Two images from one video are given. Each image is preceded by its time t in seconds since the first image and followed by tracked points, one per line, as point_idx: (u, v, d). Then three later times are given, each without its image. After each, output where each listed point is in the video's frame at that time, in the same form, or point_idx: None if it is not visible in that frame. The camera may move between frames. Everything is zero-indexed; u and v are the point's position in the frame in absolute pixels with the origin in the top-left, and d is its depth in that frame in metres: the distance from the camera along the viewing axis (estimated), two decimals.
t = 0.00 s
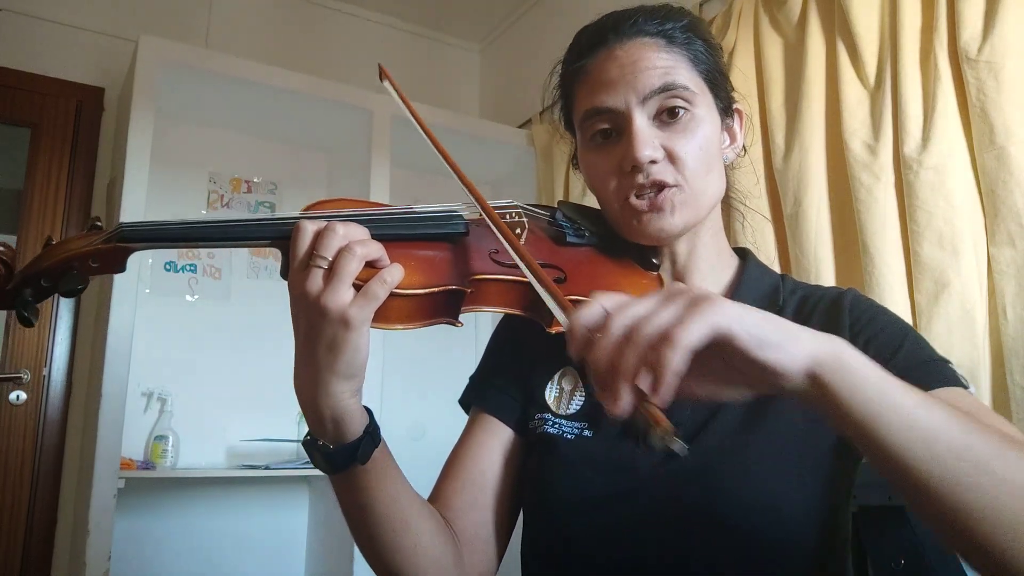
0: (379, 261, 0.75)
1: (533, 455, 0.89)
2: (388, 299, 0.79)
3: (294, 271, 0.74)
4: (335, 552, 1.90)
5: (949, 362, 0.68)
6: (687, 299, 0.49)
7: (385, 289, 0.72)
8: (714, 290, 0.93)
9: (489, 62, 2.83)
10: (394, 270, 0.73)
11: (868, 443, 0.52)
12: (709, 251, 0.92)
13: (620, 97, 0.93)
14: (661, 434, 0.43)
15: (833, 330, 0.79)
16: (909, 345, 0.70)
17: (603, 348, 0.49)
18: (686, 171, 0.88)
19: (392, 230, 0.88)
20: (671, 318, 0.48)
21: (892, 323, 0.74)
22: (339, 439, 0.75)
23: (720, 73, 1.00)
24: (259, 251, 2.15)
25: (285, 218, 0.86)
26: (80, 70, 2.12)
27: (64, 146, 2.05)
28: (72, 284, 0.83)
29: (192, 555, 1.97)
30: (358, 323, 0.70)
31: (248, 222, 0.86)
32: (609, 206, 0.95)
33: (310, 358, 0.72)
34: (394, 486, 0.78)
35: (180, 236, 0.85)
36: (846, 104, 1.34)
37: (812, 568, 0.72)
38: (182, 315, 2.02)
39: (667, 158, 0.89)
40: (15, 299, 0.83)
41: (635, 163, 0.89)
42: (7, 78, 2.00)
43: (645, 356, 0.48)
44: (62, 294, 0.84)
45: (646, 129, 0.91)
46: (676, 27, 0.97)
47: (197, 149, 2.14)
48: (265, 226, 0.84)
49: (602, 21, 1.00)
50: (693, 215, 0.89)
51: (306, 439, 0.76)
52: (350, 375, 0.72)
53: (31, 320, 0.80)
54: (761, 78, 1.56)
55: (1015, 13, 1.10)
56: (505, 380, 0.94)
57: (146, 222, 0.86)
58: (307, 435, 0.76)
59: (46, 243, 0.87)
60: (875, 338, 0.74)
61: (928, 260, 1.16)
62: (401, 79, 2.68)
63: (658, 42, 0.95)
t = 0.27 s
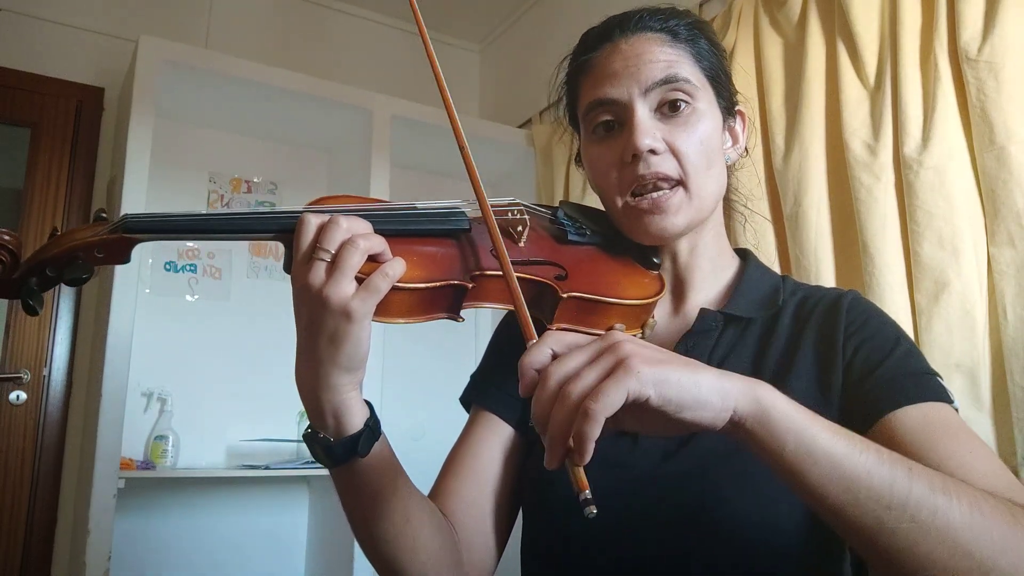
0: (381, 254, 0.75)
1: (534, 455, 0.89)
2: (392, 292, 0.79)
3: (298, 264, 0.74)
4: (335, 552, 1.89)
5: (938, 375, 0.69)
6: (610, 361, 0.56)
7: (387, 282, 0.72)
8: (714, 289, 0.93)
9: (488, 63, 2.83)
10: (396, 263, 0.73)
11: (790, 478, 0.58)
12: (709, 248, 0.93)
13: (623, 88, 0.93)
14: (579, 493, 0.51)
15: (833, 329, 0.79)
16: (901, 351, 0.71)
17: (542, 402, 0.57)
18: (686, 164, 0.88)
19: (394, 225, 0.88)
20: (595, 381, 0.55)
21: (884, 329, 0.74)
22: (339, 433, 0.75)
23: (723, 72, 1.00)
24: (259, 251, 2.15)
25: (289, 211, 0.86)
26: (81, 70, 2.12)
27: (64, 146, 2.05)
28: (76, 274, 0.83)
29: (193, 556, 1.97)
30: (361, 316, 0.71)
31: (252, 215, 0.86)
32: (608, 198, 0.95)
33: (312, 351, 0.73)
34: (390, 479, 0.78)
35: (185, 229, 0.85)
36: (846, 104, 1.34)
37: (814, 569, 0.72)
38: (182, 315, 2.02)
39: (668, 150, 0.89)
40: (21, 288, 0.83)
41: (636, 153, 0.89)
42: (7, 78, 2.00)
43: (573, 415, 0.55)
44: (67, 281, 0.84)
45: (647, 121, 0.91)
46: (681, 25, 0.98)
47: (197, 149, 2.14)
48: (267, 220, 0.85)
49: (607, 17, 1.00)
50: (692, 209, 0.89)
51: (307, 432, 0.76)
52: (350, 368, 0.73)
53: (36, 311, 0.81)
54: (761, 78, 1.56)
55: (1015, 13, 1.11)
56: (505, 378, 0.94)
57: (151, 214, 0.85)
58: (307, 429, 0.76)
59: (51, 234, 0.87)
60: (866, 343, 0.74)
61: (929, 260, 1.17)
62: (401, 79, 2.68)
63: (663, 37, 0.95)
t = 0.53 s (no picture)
0: (381, 256, 0.75)
1: (533, 455, 0.89)
2: (392, 293, 0.79)
3: (297, 265, 0.74)
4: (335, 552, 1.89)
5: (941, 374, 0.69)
6: (632, 380, 0.52)
7: (387, 283, 0.72)
8: (714, 289, 0.93)
9: (488, 63, 2.83)
10: (396, 264, 0.73)
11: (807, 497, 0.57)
12: (709, 248, 0.93)
13: (622, 91, 0.93)
14: (602, 521, 0.50)
15: (831, 329, 0.79)
16: (902, 350, 0.71)
17: (557, 423, 0.54)
18: (685, 168, 0.89)
19: (394, 227, 0.88)
20: (616, 402, 0.52)
21: (882, 330, 0.74)
22: (340, 435, 0.75)
23: (722, 73, 1.01)
24: (259, 251, 2.15)
25: (289, 213, 0.86)
26: (81, 70, 2.12)
27: (64, 146, 2.05)
28: (77, 277, 0.85)
29: (193, 556, 1.97)
30: (360, 317, 0.70)
31: (253, 217, 0.86)
32: (608, 200, 0.95)
33: (311, 352, 0.72)
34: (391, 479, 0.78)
35: (186, 231, 0.85)
36: (846, 104, 1.34)
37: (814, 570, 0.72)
38: (182, 315, 2.02)
39: (667, 154, 0.89)
40: (20, 291, 0.83)
41: (635, 157, 0.89)
42: (6, 79, 2.00)
43: (592, 437, 0.52)
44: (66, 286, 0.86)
45: (646, 124, 0.91)
46: (678, 26, 0.97)
47: (197, 149, 2.14)
48: (268, 222, 0.85)
49: (605, 19, 1.00)
50: (691, 211, 0.89)
51: (307, 433, 0.76)
52: (350, 370, 0.73)
53: (36, 312, 0.82)
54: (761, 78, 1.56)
55: (1015, 13, 1.11)
56: (505, 379, 0.94)
57: (151, 216, 0.85)
58: (308, 429, 0.76)
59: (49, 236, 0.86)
60: (867, 343, 0.74)
61: (929, 260, 1.17)
62: (401, 79, 2.68)
63: (661, 39, 0.95)
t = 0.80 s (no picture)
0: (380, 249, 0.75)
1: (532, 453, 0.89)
2: (391, 287, 0.79)
3: (295, 256, 0.74)
4: (335, 553, 1.90)
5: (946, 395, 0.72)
6: (670, 544, 0.53)
7: (385, 275, 0.72)
8: (714, 286, 0.93)
9: (489, 63, 2.83)
10: (395, 257, 0.73)
11: None
12: (709, 244, 0.93)
13: (620, 85, 0.93)
14: None
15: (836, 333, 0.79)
16: (911, 371, 0.73)
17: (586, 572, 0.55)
18: (684, 159, 0.88)
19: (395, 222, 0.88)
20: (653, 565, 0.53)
21: (892, 340, 0.76)
22: (338, 428, 0.74)
23: (721, 69, 1.01)
24: (259, 251, 2.15)
25: (289, 206, 0.86)
26: (81, 70, 2.12)
27: (64, 146, 2.05)
28: (72, 267, 0.84)
29: (192, 556, 1.97)
30: (358, 310, 0.70)
31: (250, 209, 0.86)
32: (608, 194, 0.95)
33: (309, 343, 0.73)
34: (390, 476, 0.77)
35: (180, 222, 0.85)
36: (846, 103, 1.34)
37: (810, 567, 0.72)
38: (182, 315, 2.02)
39: (665, 145, 0.89)
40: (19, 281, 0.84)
41: (633, 149, 0.88)
42: (7, 78, 2.00)
43: None
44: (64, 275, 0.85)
45: (644, 116, 0.91)
46: (676, 21, 0.98)
47: (197, 149, 2.14)
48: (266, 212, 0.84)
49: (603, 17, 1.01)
50: (690, 202, 0.88)
51: (304, 429, 0.76)
52: (349, 362, 0.73)
53: (30, 303, 0.82)
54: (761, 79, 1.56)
55: (1015, 13, 1.11)
56: (505, 376, 0.94)
57: (148, 207, 0.85)
58: (306, 424, 0.76)
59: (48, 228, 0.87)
60: (876, 354, 0.75)
61: (928, 260, 1.16)
62: (402, 80, 2.68)
63: (659, 34, 0.96)
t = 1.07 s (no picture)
0: (386, 252, 0.75)
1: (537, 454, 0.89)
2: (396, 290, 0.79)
3: (302, 259, 0.74)
4: (335, 552, 1.90)
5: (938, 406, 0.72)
6: (608, 486, 0.54)
7: (391, 279, 0.72)
8: (718, 287, 0.93)
9: (488, 63, 2.83)
10: (401, 260, 0.73)
11: None
12: (713, 245, 0.93)
13: (626, 90, 0.93)
14: None
15: (840, 336, 0.79)
16: (906, 380, 0.72)
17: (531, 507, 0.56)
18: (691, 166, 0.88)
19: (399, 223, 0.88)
20: (590, 506, 0.54)
21: (891, 345, 0.75)
22: (344, 432, 0.74)
23: (725, 71, 1.01)
24: (259, 251, 2.14)
25: (293, 208, 0.86)
26: (81, 70, 2.12)
27: (64, 146, 2.05)
28: (80, 271, 0.84)
29: (193, 556, 1.97)
30: (364, 314, 0.71)
31: (256, 212, 0.86)
32: (613, 199, 0.95)
33: (315, 347, 0.73)
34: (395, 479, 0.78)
35: (186, 225, 0.85)
36: (846, 103, 1.34)
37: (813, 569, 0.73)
38: (182, 315, 2.02)
39: (672, 153, 0.89)
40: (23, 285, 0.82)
41: (640, 157, 0.89)
42: (6, 78, 2.00)
43: (561, 536, 0.54)
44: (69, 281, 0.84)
45: (651, 123, 0.91)
46: (681, 24, 0.98)
47: (197, 149, 2.14)
48: (270, 217, 0.85)
49: (607, 18, 1.00)
50: (696, 209, 0.89)
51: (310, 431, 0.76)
52: (355, 365, 0.73)
53: (38, 306, 0.80)
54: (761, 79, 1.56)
55: (1015, 13, 1.11)
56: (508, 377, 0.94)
57: (153, 210, 0.86)
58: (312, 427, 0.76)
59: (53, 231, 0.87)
60: (872, 356, 0.75)
61: (928, 259, 1.17)
62: (402, 80, 2.68)
63: (664, 38, 0.95)
